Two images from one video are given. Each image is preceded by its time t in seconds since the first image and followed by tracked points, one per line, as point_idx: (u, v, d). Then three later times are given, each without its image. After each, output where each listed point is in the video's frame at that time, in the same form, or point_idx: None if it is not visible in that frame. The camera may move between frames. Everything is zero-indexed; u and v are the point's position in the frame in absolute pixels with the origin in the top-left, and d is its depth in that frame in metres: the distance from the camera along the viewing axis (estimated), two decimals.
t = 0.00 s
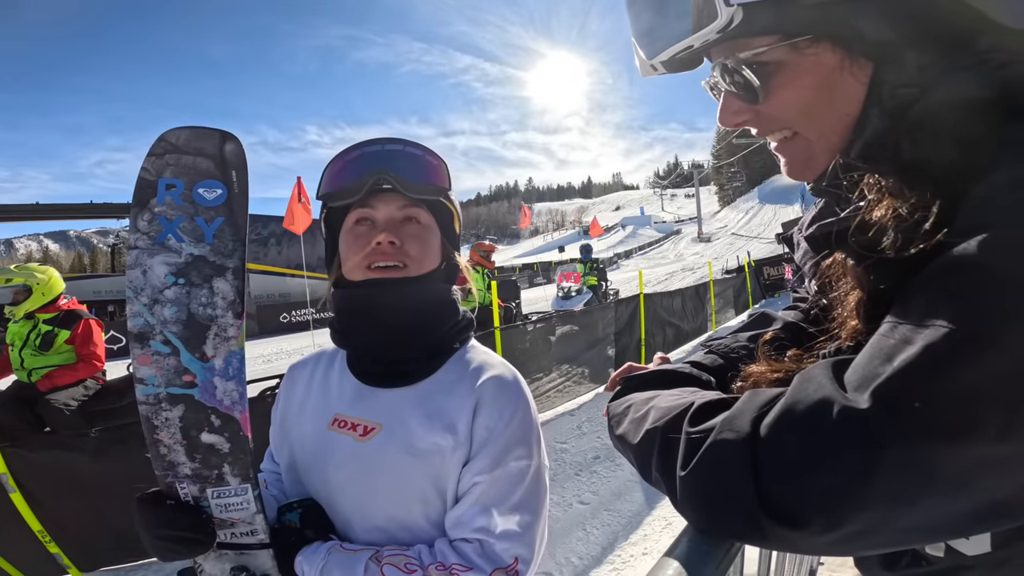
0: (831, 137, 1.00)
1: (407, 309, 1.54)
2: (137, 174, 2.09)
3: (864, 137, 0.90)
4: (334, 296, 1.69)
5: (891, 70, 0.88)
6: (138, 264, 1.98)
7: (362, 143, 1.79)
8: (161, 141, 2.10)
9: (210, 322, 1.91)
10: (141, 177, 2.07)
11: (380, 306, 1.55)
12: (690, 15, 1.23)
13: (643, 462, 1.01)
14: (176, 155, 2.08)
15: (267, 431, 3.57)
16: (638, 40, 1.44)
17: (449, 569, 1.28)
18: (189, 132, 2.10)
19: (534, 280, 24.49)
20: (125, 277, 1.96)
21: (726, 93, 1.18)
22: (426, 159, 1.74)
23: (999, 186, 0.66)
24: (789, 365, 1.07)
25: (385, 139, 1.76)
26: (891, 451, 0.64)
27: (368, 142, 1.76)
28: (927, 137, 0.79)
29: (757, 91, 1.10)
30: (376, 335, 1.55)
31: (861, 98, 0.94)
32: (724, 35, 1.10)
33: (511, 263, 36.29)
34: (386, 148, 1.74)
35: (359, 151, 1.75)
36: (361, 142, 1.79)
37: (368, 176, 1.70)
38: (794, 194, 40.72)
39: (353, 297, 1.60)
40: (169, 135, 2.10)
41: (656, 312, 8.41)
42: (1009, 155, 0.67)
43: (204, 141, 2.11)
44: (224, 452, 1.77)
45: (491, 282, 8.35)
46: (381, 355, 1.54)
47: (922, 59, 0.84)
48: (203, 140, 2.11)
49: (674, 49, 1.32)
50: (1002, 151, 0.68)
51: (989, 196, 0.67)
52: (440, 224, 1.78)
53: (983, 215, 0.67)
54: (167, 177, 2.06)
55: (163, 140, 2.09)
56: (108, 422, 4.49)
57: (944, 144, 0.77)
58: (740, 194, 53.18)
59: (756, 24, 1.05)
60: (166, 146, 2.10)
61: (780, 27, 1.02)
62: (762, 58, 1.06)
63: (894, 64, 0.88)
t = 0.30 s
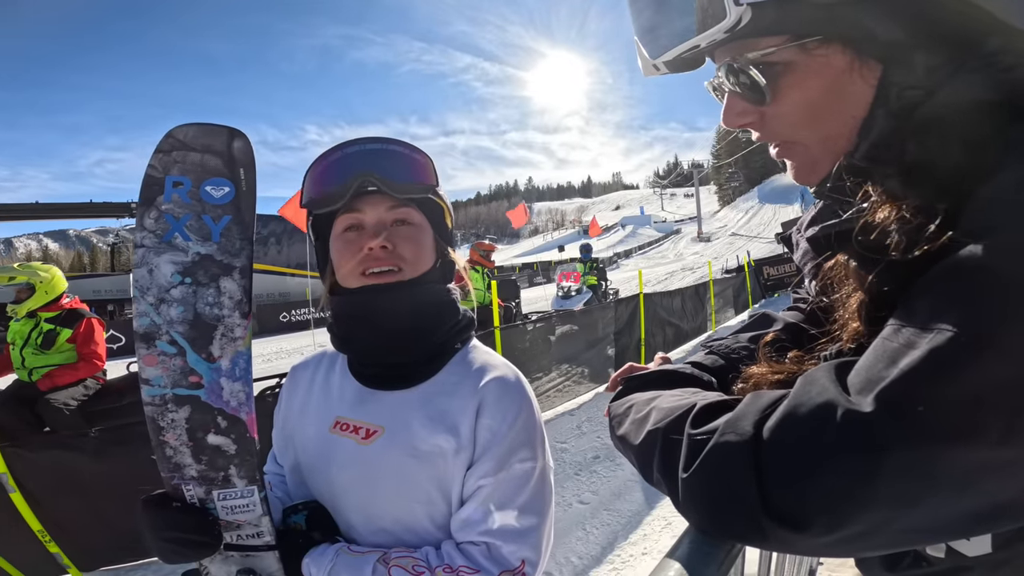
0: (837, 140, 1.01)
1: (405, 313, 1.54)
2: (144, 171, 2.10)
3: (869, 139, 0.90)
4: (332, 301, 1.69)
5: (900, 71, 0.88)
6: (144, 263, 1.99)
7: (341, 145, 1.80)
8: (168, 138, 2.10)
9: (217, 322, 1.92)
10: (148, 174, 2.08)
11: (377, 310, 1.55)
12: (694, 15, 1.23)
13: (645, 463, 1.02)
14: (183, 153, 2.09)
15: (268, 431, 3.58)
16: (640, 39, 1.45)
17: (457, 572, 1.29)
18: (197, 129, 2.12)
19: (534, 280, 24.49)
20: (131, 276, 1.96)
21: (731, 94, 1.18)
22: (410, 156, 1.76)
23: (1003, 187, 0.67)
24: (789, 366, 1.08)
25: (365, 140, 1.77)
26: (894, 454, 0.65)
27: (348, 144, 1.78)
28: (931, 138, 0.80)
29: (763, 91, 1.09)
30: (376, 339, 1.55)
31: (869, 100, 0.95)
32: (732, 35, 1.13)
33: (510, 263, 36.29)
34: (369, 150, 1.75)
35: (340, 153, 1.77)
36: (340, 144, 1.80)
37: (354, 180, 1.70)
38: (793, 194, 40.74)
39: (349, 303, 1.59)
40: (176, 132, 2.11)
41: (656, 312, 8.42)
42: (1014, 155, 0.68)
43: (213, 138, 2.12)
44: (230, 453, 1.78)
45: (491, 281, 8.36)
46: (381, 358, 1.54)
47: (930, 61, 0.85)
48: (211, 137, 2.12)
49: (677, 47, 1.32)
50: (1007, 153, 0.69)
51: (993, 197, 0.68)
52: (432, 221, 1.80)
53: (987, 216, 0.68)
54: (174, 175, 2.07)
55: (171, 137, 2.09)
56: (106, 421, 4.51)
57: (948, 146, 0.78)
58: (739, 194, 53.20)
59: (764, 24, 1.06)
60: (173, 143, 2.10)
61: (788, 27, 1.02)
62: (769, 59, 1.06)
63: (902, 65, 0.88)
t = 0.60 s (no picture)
0: (835, 140, 1.01)
1: (406, 312, 1.54)
2: (148, 169, 2.10)
3: (866, 139, 0.91)
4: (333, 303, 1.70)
5: (898, 70, 0.89)
6: (149, 261, 1.99)
7: (334, 148, 1.81)
8: (173, 136, 2.11)
9: (220, 320, 1.92)
10: (153, 172, 2.08)
11: (378, 310, 1.55)
12: (693, 15, 1.24)
13: (643, 463, 1.02)
14: (187, 151, 2.09)
15: (267, 430, 3.59)
16: (640, 38, 1.46)
17: (458, 569, 1.30)
18: (201, 128, 2.13)
19: (534, 280, 24.50)
20: (136, 274, 1.97)
21: (729, 93, 1.18)
22: (404, 155, 1.78)
23: (1001, 188, 0.68)
24: (787, 367, 1.08)
25: (358, 141, 1.78)
26: (890, 454, 0.66)
27: (341, 146, 1.79)
28: (929, 138, 0.81)
29: (760, 90, 1.10)
30: (377, 339, 1.55)
31: (866, 99, 0.96)
32: (729, 34, 1.14)
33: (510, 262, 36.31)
34: (363, 151, 1.76)
35: (334, 156, 1.78)
36: (333, 147, 1.81)
37: (350, 181, 1.70)
38: (793, 194, 40.76)
39: (349, 305, 1.60)
40: (181, 130, 2.12)
41: (655, 311, 8.43)
42: (1013, 155, 0.69)
43: (217, 137, 2.13)
44: (232, 452, 1.79)
45: (491, 280, 8.37)
46: (382, 357, 1.55)
47: (928, 60, 0.86)
48: (216, 135, 2.13)
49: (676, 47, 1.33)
50: (1006, 153, 0.70)
51: (991, 197, 0.69)
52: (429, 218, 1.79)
53: (983, 216, 0.68)
54: (178, 173, 2.07)
55: (175, 136, 2.10)
56: (107, 420, 4.51)
57: (947, 147, 0.79)
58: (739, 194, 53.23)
59: (763, 25, 1.07)
60: (178, 141, 2.11)
61: (786, 27, 1.03)
62: (767, 58, 1.07)
63: (900, 65, 0.89)
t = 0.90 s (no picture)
0: (835, 141, 1.01)
1: (406, 312, 1.54)
2: (149, 169, 2.10)
3: (868, 139, 0.91)
4: (333, 302, 1.69)
5: (898, 71, 0.89)
6: (149, 260, 1.99)
7: (335, 147, 1.81)
8: (172, 136, 2.11)
9: (220, 319, 1.92)
10: (153, 172, 2.08)
11: (378, 310, 1.55)
12: (692, 15, 1.24)
13: (642, 462, 1.02)
14: (187, 151, 2.09)
15: (267, 429, 3.59)
16: (639, 38, 1.46)
17: (456, 568, 1.30)
18: (201, 128, 2.13)
19: (534, 279, 24.50)
20: (136, 273, 1.97)
21: (728, 92, 1.18)
22: (405, 155, 1.78)
23: (1002, 189, 0.68)
24: (787, 367, 1.08)
25: (359, 140, 1.78)
26: (889, 454, 0.66)
27: (342, 146, 1.79)
28: (931, 139, 0.82)
29: (760, 90, 1.10)
30: (377, 339, 1.55)
31: (867, 99, 0.96)
32: (729, 33, 1.13)
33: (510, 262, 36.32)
34: (363, 150, 1.76)
35: (335, 155, 1.78)
36: (334, 146, 1.81)
37: (350, 181, 1.70)
38: (793, 194, 40.77)
39: (349, 305, 1.60)
40: (181, 131, 2.12)
41: (655, 311, 8.44)
42: (1013, 156, 0.69)
43: (217, 137, 2.13)
44: (232, 450, 1.79)
45: (490, 280, 8.38)
46: (383, 356, 1.55)
47: (928, 61, 0.86)
48: (216, 135, 2.13)
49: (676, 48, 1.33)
50: (1006, 153, 0.70)
51: (991, 199, 0.69)
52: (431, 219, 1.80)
53: (985, 217, 0.69)
54: (178, 173, 2.07)
55: (176, 136, 2.10)
56: (106, 419, 4.50)
57: (947, 149, 0.79)
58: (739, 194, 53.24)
59: (764, 26, 1.07)
60: (178, 142, 2.11)
61: (786, 28, 1.03)
62: (767, 58, 1.07)
63: (901, 66, 0.89)
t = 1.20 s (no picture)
0: (843, 142, 1.00)
1: (407, 312, 1.53)
2: (148, 169, 2.09)
3: (876, 141, 0.92)
4: (333, 302, 1.69)
5: (906, 74, 0.89)
6: (148, 259, 1.99)
7: (335, 144, 1.80)
8: (173, 135, 2.10)
9: (220, 319, 1.92)
10: (153, 171, 2.07)
11: (379, 310, 1.54)
12: (694, 14, 1.23)
13: (646, 462, 1.02)
14: (187, 150, 2.09)
15: (267, 428, 3.59)
16: (641, 37, 1.46)
17: (456, 568, 1.29)
18: (201, 127, 2.12)
19: (534, 279, 24.50)
20: (136, 272, 1.96)
21: (734, 94, 1.18)
22: (407, 153, 1.77)
23: (1010, 192, 0.67)
24: (792, 368, 1.07)
25: (359, 139, 1.77)
26: (898, 455, 0.65)
27: (342, 144, 1.78)
28: (939, 141, 0.81)
29: (767, 91, 1.09)
30: (377, 339, 1.55)
31: (876, 100, 0.95)
32: (736, 34, 1.13)
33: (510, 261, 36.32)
34: (363, 148, 1.75)
35: (334, 153, 1.77)
36: (334, 144, 1.80)
37: (350, 180, 1.70)
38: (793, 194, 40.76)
39: (349, 305, 1.59)
40: (181, 129, 2.11)
41: (656, 311, 8.43)
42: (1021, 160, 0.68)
43: (216, 136, 2.12)
44: (232, 450, 1.79)
45: (491, 279, 8.38)
46: (383, 356, 1.54)
47: (936, 62, 0.85)
48: (216, 134, 2.13)
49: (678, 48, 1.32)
50: (1014, 157, 0.69)
51: (1000, 201, 0.68)
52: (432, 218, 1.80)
53: (994, 219, 0.68)
54: (178, 172, 2.06)
55: (176, 135, 2.10)
56: (106, 418, 4.49)
57: (953, 151, 0.78)
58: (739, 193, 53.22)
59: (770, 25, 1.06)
60: (178, 141, 2.10)
61: (792, 27, 1.03)
62: (775, 59, 1.06)
63: (908, 68, 0.89)
